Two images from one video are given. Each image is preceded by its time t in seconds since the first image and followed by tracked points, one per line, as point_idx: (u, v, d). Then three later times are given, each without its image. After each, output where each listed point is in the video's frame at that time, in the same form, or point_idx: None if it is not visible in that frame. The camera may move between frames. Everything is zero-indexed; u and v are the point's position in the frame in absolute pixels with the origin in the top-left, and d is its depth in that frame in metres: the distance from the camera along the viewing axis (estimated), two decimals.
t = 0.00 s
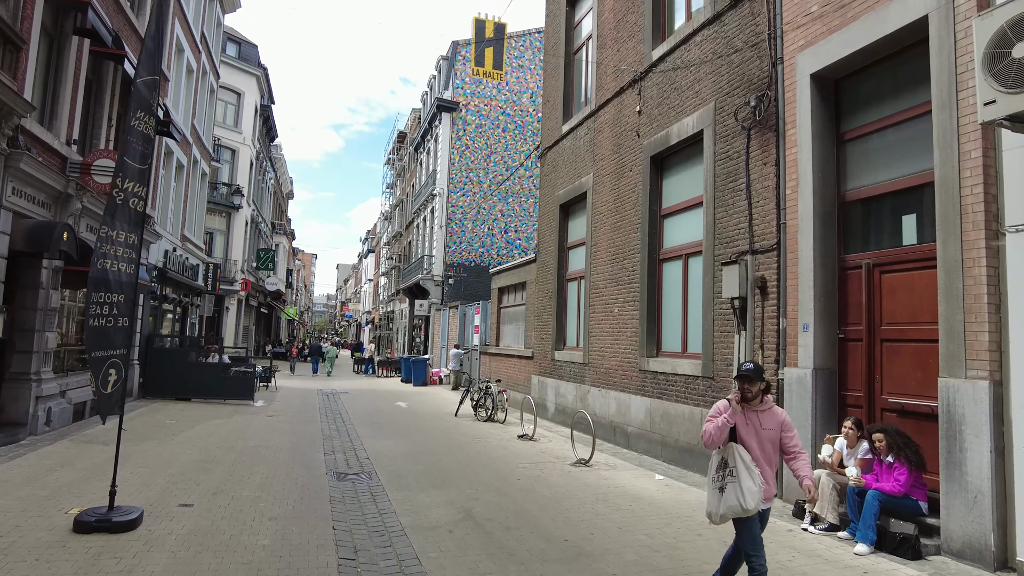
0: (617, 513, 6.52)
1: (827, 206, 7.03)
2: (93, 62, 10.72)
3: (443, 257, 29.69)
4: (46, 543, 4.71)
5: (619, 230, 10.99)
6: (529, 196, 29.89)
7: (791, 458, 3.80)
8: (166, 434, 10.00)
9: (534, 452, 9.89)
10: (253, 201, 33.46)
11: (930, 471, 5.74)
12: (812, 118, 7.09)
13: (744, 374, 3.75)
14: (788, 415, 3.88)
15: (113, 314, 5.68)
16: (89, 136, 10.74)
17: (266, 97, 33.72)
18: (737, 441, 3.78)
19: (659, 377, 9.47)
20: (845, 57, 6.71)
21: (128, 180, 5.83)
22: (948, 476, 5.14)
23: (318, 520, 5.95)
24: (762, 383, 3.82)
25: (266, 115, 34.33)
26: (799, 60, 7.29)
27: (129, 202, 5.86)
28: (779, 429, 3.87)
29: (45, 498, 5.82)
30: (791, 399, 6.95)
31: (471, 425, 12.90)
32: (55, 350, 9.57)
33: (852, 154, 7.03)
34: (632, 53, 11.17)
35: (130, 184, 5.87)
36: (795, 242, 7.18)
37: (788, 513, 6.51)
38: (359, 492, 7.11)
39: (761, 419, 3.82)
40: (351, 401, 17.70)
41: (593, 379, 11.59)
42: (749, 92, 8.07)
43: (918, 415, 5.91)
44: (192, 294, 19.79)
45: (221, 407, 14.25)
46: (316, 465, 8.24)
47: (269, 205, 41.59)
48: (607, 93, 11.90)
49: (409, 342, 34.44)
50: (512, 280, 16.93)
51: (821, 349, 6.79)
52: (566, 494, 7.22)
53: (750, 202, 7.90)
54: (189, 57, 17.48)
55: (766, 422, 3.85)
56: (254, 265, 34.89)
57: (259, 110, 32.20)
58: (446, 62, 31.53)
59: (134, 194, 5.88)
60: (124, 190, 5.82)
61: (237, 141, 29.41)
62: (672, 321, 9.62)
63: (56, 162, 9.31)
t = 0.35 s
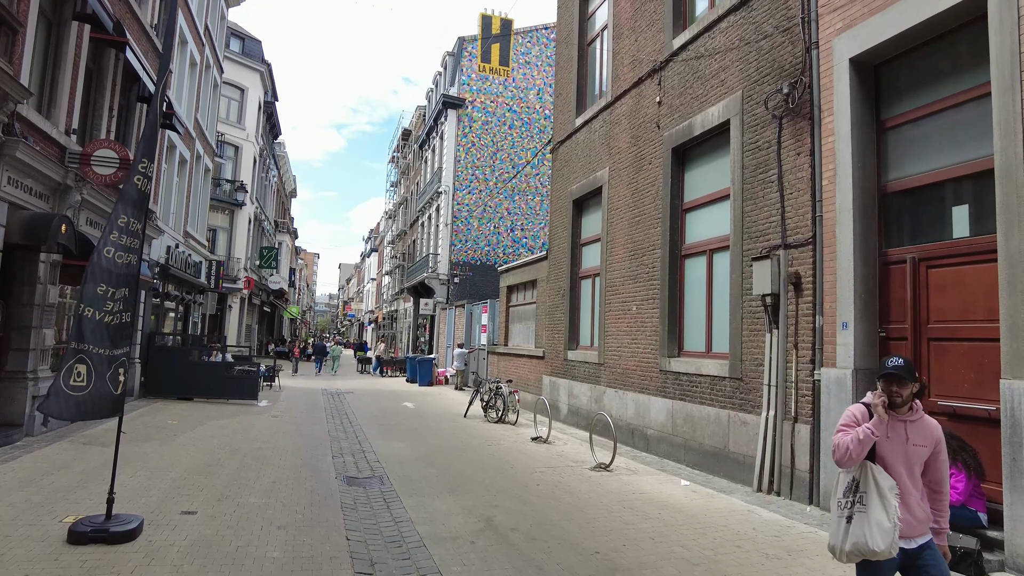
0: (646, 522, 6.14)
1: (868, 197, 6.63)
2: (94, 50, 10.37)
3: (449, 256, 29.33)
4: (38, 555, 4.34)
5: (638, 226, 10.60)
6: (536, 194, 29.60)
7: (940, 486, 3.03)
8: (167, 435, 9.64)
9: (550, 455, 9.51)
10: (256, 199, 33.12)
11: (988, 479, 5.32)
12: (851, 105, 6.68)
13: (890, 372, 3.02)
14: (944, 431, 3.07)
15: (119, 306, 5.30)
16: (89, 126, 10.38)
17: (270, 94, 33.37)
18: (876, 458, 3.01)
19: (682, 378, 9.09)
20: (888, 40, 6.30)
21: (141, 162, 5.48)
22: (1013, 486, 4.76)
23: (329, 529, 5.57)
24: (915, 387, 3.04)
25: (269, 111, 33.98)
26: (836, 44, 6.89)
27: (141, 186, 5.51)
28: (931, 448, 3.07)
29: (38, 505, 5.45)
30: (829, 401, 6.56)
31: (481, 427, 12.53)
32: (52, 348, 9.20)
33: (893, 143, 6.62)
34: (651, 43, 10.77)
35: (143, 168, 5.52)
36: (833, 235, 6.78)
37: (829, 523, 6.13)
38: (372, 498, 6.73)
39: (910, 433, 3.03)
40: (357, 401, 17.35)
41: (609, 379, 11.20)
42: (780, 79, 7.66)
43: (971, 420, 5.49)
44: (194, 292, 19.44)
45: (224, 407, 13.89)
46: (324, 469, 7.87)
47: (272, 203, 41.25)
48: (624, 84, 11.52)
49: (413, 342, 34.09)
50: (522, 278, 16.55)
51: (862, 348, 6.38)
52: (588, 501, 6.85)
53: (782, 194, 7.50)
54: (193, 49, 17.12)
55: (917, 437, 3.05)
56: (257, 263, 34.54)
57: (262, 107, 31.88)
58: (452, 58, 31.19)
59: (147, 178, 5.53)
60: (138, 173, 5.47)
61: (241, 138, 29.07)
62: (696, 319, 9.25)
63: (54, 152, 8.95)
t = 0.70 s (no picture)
0: (677, 538, 5.77)
1: (910, 194, 6.24)
2: (94, 41, 10.03)
3: (454, 256, 28.97)
4: None
5: (655, 225, 10.23)
6: (542, 193, 29.29)
7: None
8: (169, 440, 9.28)
9: (566, 462, 9.14)
10: (259, 197, 32.79)
11: None
12: (892, 97, 6.26)
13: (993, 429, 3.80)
14: None
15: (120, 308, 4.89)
16: (88, 119, 10.04)
17: (274, 92, 33.04)
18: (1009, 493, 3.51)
19: (705, 383, 8.72)
20: (935, 27, 5.89)
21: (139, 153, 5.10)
22: None
23: (341, 546, 5.20)
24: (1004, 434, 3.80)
25: (273, 109, 33.65)
26: (875, 32, 6.47)
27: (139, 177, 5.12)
28: None
29: (30, 519, 5.09)
30: (868, 410, 6.18)
31: (491, 431, 12.16)
32: (49, 350, 8.85)
33: (938, 136, 6.23)
34: (670, 35, 10.40)
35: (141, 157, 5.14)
36: (872, 234, 6.39)
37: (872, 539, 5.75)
38: (384, 510, 6.36)
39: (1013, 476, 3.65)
40: (362, 403, 17.00)
41: (624, 383, 10.83)
42: (813, 71, 7.26)
43: None
44: (196, 292, 19.10)
45: (227, 410, 13.54)
46: (332, 479, 7.50)
47: (275, 203, 40.93)
48: (641, 78, 11.16)
49: (417, 343, 33.73)
50: (531, 278, 16.19)
51: (906, 355, 6.00)
52: (613, 514, 6.48)
53: (815, 190, 7.11)
54: (196, 44, 16.78)
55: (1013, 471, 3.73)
56: (259, 262, 34.21)
57: (265, 105, 31.56)
58: (457, 56, 30.85)
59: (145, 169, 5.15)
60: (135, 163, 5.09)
61: (244, 136, 28.74)
62: (720, 321, 8.89)
63: (52, 146, 8.59)
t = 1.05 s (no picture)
0: (707, 552, 5.36)
1: (955, 181, 5.81)
2: (88, 30, 9.65)
3: (458, 254, 28.58)
4: None
5: (672, 219, 9.83)
6: (546, 191, 28.89)
7: None
8: (165, 444, 8.89)
9: (580, 467, 8.73)
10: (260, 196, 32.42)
11: None
12: (935, 78, 5.82)
13: None
14: None
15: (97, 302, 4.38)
16: (82, 111, 9.65)
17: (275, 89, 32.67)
18: None
19: (727, 383, 8.32)
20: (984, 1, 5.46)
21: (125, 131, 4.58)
22: None
23: (346, 561, 4.81)
24: None
25: (274, 107, 33.27)
26: (914, 9, 6.03)
27: (125, 158, 4.59)
28: None
29: (9, 533, 4.70)
30: (910, 413, 5.75)
31: (500, 434, 11.77)
32: (39, 350, 8.46)
33: (985, 120, 5.80)
34: (686, 22, 9.99)
35: (130, 136, 4.64)
36: (912, 225, 5.96)
37: (917, 553, 5.33)
38: (392, 522, 5.96)
39: None
40: (365, 404, 16.62)
41: (638, 384, 10.43)
42: (844, 53, 6.84)
43: None
44: (196, 291, 18.72)
45: (227, 412, 13.16)
46: (335, 487, 7.10)
47: (277, 202, 40.51)
48: (655, 67, 10.76)
49: (420, 342, 33.40)
50: (538, 277, 15.79)
51: (951, 354, 5.57)
52: (635, 525, 6.08)
53: (848, 180, 6.69)
54: (195, 37, 16.39)
55: None
56: (261, 262, 33.85)
57: (266, 102, 31.17)
58: (461, 52, 30.46)
59: (134, 149, 4.63)
60: (120, 141, 4.56)
61: (245, 134, 28.37)
62: (742, 319, 8.51)
63: (42, 136, 8.20)
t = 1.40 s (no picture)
0: (741, 567, 4.98)
1: (1004, 170, 5.41)
2: (81, 19, 9.28)
3: (462, 253, 28.22)
4: None
5: (689, 214, 9.47)
6: (551, 189, 28.53)
7: None
8: (162, 450, 8.53)
9: (596, 473, 8.36)
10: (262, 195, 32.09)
11: None
12: (982, 59, 5.42)
13: None
14: None
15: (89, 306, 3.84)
16: (76, 104, 9.28)
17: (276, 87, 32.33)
18: None
19: (751, 385, 7.95)
20: None
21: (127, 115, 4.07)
22: None
23: None
24: None
25: (275, 105, 32.91)
26: None
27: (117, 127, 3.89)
28: None
29: None
30: (956, 418, 5.36)
31: (509, 438, 11.40)
32: (29, 353, 8.11)
33: None
34: (702, 9, 9.61)
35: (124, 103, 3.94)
36: (956, 217, 5.56)
37: (969, 569, 4.94)
38: (402, 535, 5.59)
39: None
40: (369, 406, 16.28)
41: (653, 386, 10.06)
42: (878, 35, 6.43)
43: None
44: (196, 291, 18.38)
45: (227, 415, 12.81)
46: (341, 496, 6.73)
47: (278, 201, 40.21)
48: (670, 57, 10.39)
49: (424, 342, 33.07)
50: (545, 275, 15.42)
51: (1003, 355, 5.18)
52: (661, 538, 5.70)
53: (882, 170, 6.28)
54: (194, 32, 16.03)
55: None
56: (262, 261, 33.53)
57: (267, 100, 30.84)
58: (464, 48, 30.11)
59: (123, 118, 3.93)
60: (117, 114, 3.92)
61: (246, 132, 28.01)
62: (767, 318, 8.17)
63: (32, 129, 7.83)
